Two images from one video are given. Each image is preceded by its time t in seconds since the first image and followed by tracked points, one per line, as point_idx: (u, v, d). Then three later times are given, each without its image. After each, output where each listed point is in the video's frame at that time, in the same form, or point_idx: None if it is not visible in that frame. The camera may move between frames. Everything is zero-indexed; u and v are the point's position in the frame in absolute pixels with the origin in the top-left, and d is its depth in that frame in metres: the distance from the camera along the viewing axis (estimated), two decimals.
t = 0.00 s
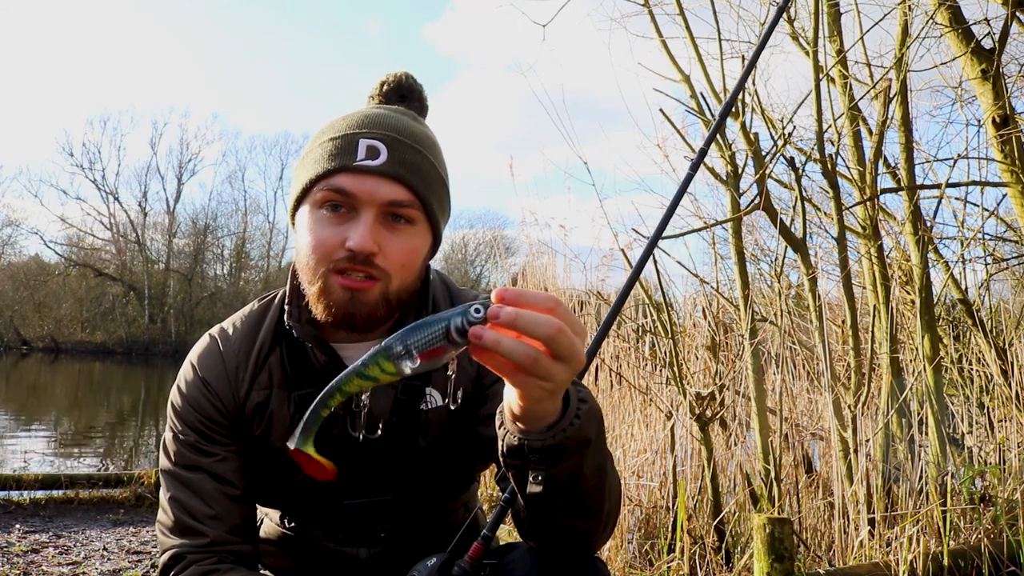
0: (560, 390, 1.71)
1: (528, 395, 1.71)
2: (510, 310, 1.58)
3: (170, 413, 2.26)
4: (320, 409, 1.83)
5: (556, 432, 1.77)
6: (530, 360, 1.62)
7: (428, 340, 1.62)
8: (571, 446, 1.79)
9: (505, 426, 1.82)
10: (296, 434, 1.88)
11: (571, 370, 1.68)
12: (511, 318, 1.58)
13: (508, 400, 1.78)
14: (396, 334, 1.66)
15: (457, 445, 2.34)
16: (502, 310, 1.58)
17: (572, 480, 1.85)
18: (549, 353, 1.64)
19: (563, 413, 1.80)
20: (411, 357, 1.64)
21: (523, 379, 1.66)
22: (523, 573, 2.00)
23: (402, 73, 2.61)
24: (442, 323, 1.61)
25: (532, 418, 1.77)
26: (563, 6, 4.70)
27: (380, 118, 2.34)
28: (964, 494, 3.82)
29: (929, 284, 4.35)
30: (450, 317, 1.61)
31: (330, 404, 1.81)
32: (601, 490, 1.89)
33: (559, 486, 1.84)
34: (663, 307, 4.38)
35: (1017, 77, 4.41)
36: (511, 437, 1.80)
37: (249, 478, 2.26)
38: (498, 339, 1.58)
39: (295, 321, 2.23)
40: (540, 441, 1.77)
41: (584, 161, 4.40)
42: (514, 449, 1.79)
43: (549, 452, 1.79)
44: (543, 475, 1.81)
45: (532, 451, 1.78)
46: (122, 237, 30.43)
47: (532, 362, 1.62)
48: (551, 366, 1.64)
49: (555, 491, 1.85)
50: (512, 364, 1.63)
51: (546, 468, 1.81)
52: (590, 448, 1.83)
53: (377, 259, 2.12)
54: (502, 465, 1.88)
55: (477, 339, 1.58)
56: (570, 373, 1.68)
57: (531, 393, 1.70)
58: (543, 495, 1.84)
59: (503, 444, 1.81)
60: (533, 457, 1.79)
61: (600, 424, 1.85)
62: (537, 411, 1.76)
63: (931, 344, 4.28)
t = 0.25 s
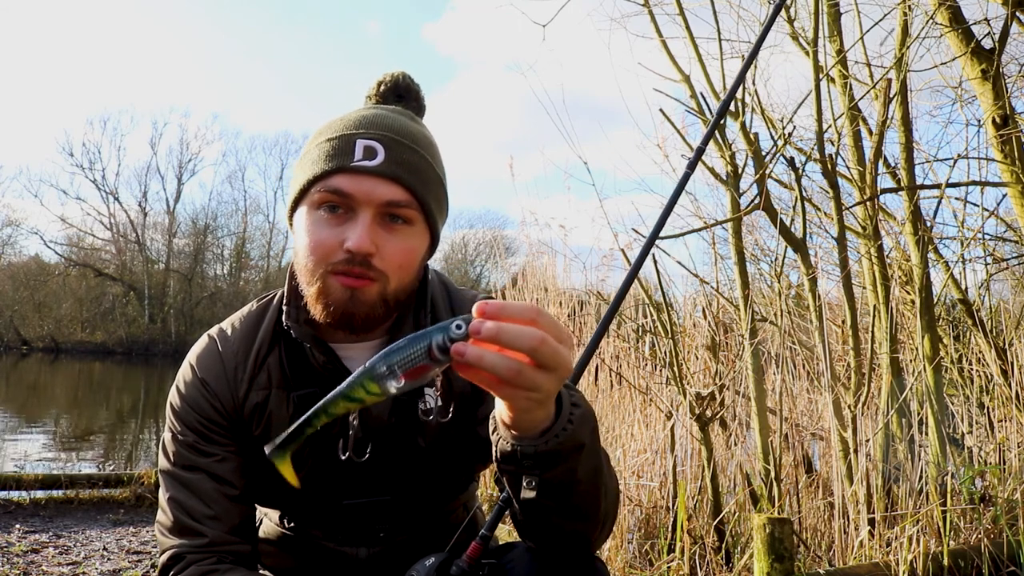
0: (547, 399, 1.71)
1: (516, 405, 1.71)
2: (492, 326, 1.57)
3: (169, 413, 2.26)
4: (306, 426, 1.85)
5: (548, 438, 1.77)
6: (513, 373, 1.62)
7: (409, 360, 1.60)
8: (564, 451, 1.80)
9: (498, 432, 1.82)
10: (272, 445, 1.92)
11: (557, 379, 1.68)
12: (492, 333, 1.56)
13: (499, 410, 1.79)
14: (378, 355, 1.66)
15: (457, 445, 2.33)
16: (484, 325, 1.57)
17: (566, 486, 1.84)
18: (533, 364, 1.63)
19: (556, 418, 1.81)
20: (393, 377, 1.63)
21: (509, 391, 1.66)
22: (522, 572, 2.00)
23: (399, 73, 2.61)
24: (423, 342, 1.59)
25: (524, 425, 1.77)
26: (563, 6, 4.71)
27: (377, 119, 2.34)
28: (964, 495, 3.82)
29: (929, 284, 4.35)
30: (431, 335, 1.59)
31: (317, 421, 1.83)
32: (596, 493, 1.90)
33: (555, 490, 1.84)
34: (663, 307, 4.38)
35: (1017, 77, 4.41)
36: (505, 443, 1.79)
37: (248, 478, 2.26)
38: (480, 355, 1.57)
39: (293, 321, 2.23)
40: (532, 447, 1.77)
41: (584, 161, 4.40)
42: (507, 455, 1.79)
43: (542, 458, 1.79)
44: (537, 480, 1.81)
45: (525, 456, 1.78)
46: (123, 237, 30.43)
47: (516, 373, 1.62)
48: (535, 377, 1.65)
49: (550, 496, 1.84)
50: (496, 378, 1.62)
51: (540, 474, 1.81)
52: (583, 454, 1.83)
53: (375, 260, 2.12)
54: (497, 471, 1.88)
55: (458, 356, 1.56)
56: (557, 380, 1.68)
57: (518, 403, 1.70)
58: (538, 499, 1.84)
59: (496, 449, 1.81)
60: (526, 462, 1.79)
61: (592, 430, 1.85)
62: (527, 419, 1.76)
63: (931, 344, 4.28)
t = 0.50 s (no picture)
0: (527, 428, 1.71)
1: (500, 442, 1.72)
2: (450, 386, 1.55)
3: (169, 413, 2.26)
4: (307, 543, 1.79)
5: (533, 459, 1.76)
6: (487, 420, 1.62)
7: (384, 445, 1.56)
8: (551, 470, 1.79)
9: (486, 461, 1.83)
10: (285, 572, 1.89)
11: (530, 410, 1.67)
12: (450, 391, 1.55)
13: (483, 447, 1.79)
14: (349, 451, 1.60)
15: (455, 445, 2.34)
16: (444, 388, 1.55)
17: (556, 501, 1.85)
18: (501, 404, 1.62)
19: (542, 435, 1.79)
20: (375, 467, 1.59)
21: (490, 434, 1.67)
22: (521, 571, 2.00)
23: (396, 74, 2.60)
24: (391, 420, 1.55)
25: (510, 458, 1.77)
26: (563, 6, 4.71)
27: (376, 118, 2.34)
28: (964, 495, 3.82)
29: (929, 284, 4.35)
30: (395, 412, 1.55)
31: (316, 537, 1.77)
32: (588, 501, 1.90)
33: (545, 506, 1.85)
34: (663, 307, 4.38)
35: (1017, 77, 4.40)
36: (491, 468, 1.80)
37: (249, 478, 2.26)
38: (448, 416, 1.56)
39: (293, 322, 2.23)
40: (517, 468, 1.77)
41: (584, 161, 4.40)
42: (494, 475, 1.80)
43: (529, 478, 1.79)
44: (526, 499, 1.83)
45: (512, 479, 1.78)
46: (123, 237, 30.43)
47: (487, 419, 1.62)
48: (509, 416, 1.64)
49: (539, 511, 1.86)
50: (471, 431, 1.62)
51: (528, 493, 1.82)
52: (571, 469, 1.83)
53: (375, 259, 2.13)
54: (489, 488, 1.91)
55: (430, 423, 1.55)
56: (529, 411, 1.67)
57: (501, 441, 1.71)
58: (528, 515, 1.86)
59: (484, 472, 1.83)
60: (514, 483, 1.79)
61: (580, 444, 1.85)
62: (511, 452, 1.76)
63: (931, 344, 4.28)
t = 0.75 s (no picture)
0: (528, 443, 1.71)
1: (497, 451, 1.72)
2: (461, 387, 1.55)
3: (171, 413, 2.26)
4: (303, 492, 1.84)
5: (527, 474, 1.78)
6: (490, 428, 1.61)
7: (383, 432, 1.60)
8: (547, 483, 1.82)
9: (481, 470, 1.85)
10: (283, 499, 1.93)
11: (535, 425, 1.66)
12: (462, 394, 1.55)
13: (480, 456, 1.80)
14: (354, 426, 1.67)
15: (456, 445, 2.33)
16: (451, 387, 1.55)
17: (553, 511, 1.88)
18: (508, 417, 1.62)
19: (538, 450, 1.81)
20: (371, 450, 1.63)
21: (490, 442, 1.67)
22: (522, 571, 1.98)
23: (395, 73, 2.61)
24: (398, 410, 1.59)
25: (505, 468, 1.78)
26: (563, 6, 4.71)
27: (373, 119, 2.34)
28: (964, 494, 3.82)
29: (929, 284, 4.35)
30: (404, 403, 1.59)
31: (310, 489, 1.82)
32: (585, 508, 1.93)
33: (541, 516, 1.89)
34: (663, 307, 4.39)
35: (1017, 77, 4.40)
36: (488, 480, 1.84)
37: (250, 478, 2.26)
38: (457, 418, 1.58)
39: (294, 322, 2.23)
40: (513, 482, 1.79)
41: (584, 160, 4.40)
42: (490, 489, 1.83)
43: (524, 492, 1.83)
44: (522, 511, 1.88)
45: (509, 493, 1.82)
46: (122, 237, 30.43)
47: (493, 428, 1.62)
48: (513, 427, 1.64)
49: (535, 522, 1.90)
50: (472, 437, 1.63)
51: (524, 505, 1.86)
52: (569, 480, 1.86)
53: (373, 262, 2.13)
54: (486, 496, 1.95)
55: (434, 420, 1.57)
56: (534, 426, 1.66)
57: (499, 450, 1.71)
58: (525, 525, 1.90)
59: (480, 483, 1.86)
60: (509, 497, 1.84)
61: (577, 456, 1.88)
62: (507, 462, 1.77)
63: (931, 344, 4.28)
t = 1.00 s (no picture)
0: (553, 401, 1.71)
1: (521, 395, 1.71)
2: (527, 310, 1.56)
3: (172, 412, 2.26)
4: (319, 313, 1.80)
5: (548, 439, 1.78)
6: (533, 364, 1.61)
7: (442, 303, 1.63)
8: (564, 453, 1.80)
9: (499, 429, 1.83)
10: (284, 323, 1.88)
11: (570, 385, 1.67)
12: (526, 317, 1.56)
13: (501, 401, 1.79)
14: (417, 287, 1.69)
15: (457, 446, 2.34)
16: (519, 307, 1.57)
17: (566, 485, 1.83)
18: (553, 364, 1.63)
19: (557, 418, 1.81)
20: (421, 314, 1.66)
21: (521, 381, 1.67)
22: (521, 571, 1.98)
23: (393, 68, 2.60)
24: (463, 298, 1.61)
25: (523, 423, 1.78)
26: (563, 6, 4.71)
27: (364, 125, 2.33)
28: (964, 495, 3.81)
29: (929, 284, 4.35)
30: (473, 294, 1.61)
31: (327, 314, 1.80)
32: (596, 491, 1.89)
33: (553, 493, 1.83)
34: (663, 307, 4.39)
35: (1017, 77, 4.40)
36: (504, 441, 1.81)
37: (251, 477, 2.26)
38: (509, 335, 1.55)
39: (295, 322, 2.16)
40: (532, 447, 1.78)
41: (584, 161, 4.40)
42: (507, 454, 1.80)
43: (542, 458, 1.79)
44: (537, 480, 1.81)
45: (525, 456, 1.79)
46: (122, 237, 30.43)
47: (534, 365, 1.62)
48: (551, 375, 1.64)
49: (547, 495, 1.84)
50: (512, 360, 1.64)
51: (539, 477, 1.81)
52: (584, 454, 1.83)
53: (366, 274, 2.11)
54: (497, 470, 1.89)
55: (488, 327, 1.55)
56: (571, 387, 1.68)
57: (524, 397, 1.71)
58: (536, 501, 1.84)
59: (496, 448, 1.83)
60: (526, 462, 1.80)
61: (595, 430, 1.85)
62: (527, 416, 1.77)
63: (931, 344, 4.28)
